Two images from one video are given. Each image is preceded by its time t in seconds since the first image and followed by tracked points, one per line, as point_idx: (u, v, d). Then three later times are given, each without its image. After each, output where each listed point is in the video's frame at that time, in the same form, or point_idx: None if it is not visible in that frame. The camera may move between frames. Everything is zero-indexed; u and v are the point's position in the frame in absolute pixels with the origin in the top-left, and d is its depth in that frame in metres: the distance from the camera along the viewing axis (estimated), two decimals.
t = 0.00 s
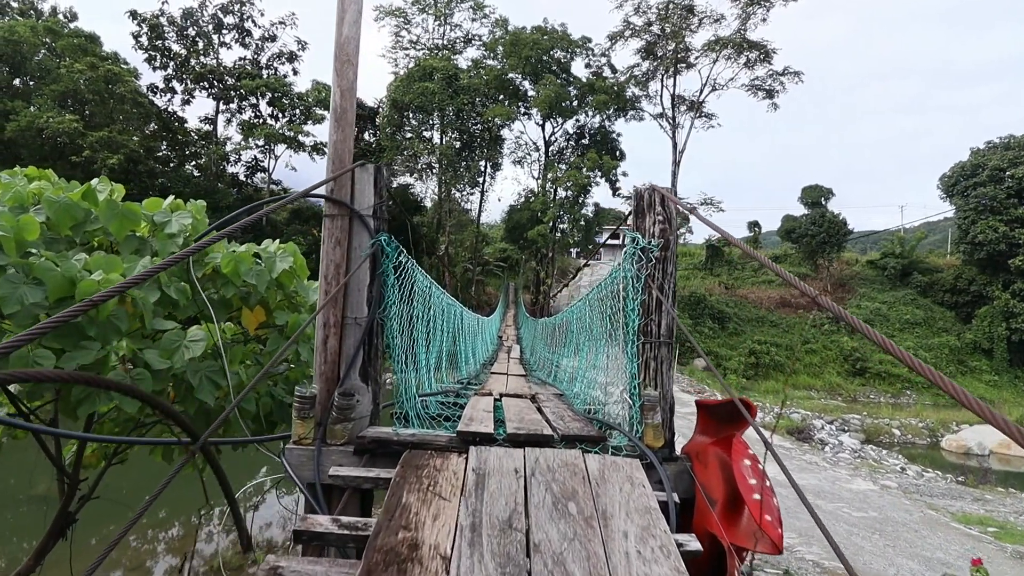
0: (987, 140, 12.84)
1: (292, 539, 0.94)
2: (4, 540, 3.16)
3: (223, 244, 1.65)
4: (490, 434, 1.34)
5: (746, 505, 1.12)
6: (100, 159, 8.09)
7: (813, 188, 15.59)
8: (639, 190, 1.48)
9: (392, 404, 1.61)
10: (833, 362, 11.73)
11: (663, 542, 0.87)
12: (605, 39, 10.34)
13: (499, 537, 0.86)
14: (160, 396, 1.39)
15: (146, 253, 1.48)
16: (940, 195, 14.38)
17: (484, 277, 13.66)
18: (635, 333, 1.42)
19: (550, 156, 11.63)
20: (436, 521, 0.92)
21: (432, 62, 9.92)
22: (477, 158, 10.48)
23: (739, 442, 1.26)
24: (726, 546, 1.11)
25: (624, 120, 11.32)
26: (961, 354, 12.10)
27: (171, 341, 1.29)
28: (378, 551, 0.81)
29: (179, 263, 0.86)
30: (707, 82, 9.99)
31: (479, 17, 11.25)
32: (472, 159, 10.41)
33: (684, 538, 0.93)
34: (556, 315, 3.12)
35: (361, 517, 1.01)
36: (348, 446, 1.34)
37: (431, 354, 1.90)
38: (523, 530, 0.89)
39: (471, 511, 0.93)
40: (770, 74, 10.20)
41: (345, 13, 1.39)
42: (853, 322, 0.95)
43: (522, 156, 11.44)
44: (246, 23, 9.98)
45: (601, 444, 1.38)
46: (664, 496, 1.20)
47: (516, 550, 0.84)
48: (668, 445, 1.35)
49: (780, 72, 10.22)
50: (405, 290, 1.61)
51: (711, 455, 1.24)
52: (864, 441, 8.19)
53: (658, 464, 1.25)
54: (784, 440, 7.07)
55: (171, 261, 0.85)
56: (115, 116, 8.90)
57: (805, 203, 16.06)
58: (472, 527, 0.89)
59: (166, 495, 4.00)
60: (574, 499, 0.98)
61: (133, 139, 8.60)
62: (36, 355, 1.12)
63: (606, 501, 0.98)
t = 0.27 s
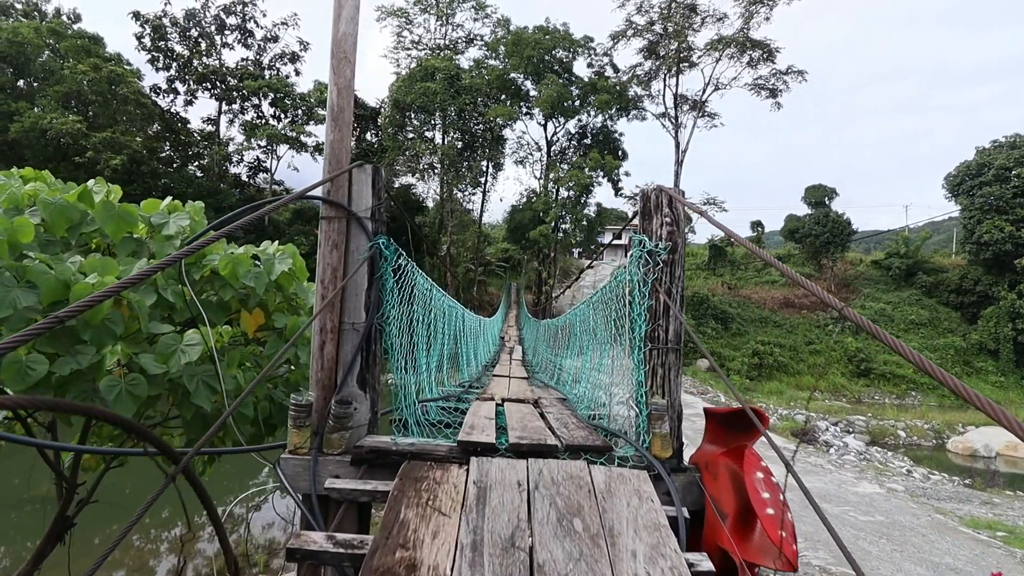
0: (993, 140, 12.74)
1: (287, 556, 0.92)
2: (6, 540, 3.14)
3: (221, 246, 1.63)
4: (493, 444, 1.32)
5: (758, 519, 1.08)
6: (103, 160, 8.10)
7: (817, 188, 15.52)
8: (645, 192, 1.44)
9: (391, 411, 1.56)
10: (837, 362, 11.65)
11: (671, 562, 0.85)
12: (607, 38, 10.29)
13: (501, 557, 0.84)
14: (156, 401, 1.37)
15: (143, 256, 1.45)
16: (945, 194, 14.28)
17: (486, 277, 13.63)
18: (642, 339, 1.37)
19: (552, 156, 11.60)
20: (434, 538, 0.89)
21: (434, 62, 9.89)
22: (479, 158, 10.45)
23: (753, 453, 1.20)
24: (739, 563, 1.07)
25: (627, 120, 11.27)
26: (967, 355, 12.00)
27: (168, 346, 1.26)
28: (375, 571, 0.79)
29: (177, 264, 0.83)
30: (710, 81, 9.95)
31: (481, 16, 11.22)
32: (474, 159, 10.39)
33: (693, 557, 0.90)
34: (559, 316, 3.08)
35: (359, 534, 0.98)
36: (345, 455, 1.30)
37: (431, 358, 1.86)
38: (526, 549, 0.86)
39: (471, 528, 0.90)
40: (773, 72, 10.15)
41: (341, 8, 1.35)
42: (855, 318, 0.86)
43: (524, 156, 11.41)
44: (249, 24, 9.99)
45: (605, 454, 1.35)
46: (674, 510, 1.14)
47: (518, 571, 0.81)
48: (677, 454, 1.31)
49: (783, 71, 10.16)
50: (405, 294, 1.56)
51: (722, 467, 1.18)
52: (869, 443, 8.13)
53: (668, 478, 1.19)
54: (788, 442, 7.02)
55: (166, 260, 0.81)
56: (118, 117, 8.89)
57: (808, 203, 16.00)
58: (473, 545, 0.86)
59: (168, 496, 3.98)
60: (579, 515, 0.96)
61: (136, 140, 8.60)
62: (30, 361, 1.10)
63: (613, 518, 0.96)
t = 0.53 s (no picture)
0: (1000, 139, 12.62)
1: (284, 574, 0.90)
2: (11, 540, 3.17)
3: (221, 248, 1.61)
4: (496, 454, 1.29)
5: (771, 534, 1.05)
6: (108, 160, 8.12)
7: (822, 187, 15.43)
8: (652, 193, 1.38)
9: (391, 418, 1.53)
10: (843, 363, 11.56)
11: None
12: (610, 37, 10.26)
13: None
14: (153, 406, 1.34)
15: (141, 258, 1.43)
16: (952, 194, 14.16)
17: (489, 277, 13.60)
18: (648, 345, 1.33)
19: (556, 156, 11.56)
20: (435, 558, 0.87)
21: (437, 62, 9.88)
22: (482, 158, 10.43)
23: (764, 465, 1.16)
24: None
25: (630, 119, 11.23)
26: (973, 356, 11.88)
27: (165, 350, 1.24)
28: None
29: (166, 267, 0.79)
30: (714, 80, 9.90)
31: (484, 16, 11.20)
32: (477, 160, 10.36)
33: None
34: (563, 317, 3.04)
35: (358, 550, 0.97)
36: (343, 465, 1.27)
37: (432, 363, 1.83)
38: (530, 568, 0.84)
39: (472, 545, 0.88)
40: (777, 71, 10.09)
41: (340, 5, 1.32)
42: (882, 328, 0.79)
43: (527, 156, 11.39)
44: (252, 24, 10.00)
45: (612, 465, 1.31)
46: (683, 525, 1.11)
47: None
48: (685, 465, 1.27)
49: (788, 70, 10.10)
50: (404, 298, 1.53)
51: (732, 479, 1.15)
52: (875, 445, 8.06)
53: (678, 492, 1.16)
54: (794, 444, 6.96)
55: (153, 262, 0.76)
56: (122, 117, 8.90)
57: (813, 203, 15.92)
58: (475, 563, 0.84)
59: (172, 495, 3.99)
60: (584, 531, 0.94)
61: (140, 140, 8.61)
62: (25, 365, 1.08)
63: (619, 534, 0.94)
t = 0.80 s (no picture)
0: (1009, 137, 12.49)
1: None
2: (18, 539, 3.19)
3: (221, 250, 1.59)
4: (500, 465, 1.27)
5: (785, 550, 0.99)
6: (114, 162, 8.16)
7: (828, 187, 15.34)
8: (661, 195, 1.35)
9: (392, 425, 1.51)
10: (849, 364, 11.47)
11: None
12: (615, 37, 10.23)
13: None
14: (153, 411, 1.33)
15: (141, 260, 1.41)
16: (960, 193, 14.04)
17: (494, 277, 13.59)
18: (656, 353, 1.30)
19: (560, 156, 11.54)
20: None
21: (442, 62, 9.87)
22: (487, 158, 10.41)
23: (778, 478, 1.11)
24: None
25: (635, 119, 11.19)
26: (982, 356, 11.74)
27: (164, 355, 1.22)
28: None
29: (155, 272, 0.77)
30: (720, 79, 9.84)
31: (488, 16, 11.18)
32: (482, 160, 10.33)
33: None
34: (568, 320, 3.01)
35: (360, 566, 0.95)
36: (342, 475, 1.24)
37: (435, 368, 1.80)
38: None
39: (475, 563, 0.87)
40: (783, 70, 10.02)
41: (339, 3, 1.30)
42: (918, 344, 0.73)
43: (532, 156, 11.36)
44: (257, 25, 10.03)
45: (620, 476, 1.27)
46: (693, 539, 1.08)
47: None
48: (695, 475, 1.23)
49: (794, 69, 10.04)
50: (406, 302, 1.50)
51: (745, 491, 1.10)
52: (882, 446, 7.99)
53: (687, 504, 1.12)
54: (801, 446, 6.90)
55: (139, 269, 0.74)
56: (128, 118, 8.93)
57: (819, 202, 15.82)
58: None
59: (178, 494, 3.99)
60: (592, 548, 0.92)
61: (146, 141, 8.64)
62: (22, 371, 1.06)
63: (628, 551, 0.92)
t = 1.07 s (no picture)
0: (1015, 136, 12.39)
1: None
2: (23, 537, 3.21)
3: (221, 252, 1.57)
4: (502, 473, 1.24)
5: (794, 561, 0.96)
6: (117, 162, 8.18)
7: (832, 186, 15.27)
8: (666, 197, 1.33)
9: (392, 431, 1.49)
10: (854, 364, 11.40)
11: None
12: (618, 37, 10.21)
13: None
14: (152, 414, 1.32)
15: (141, 262, 1.41)
16: (965, 193, 13.95)
17: (497, 278, 13.58)
18: (661, 358, 1.28)
19: (563, 156, 11.52)
20: None
21: (445, 62, 9.86)
22: (489, 158, 10.39)
23: (786, 486, 1.09)
24: None
25: (638, 119, 11.16)
26: (988, 356, 11.64)
27: (163, 358, 1.21)
28: None
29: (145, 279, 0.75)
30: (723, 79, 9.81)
31: (491, 16, 11.17)
32: (485, 160, 10.31)
33: None
34: (571, 321, 2.99)
35: None
36: (341, 483, 1.22)
37: (436, 373, 1.78)
38: None
39: None
40: (787, 69, 9.97)
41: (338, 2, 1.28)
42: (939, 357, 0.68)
43: (535, 156, 11.35)
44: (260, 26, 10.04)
45: (624, 484, 1.25)
46: (699, 548, 1.06)
47: None
48: (700, 483, 1.21)
49: (798, 68, 9.99)
50: (407, 306, 1.49)
51: (754, 498, 1.08)
52: (887, 447, 7.94)
53: (694, 513, 1.10)
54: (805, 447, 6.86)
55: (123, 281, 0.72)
56: (132, 119, 8.96)
57: (823, 202, 15.76)
58: None
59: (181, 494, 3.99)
60: (596, 559, 0.91)
61: (150, 142, 8.66)
62: (20, 374, 1.05)
63: (633, 562, 0.91)
